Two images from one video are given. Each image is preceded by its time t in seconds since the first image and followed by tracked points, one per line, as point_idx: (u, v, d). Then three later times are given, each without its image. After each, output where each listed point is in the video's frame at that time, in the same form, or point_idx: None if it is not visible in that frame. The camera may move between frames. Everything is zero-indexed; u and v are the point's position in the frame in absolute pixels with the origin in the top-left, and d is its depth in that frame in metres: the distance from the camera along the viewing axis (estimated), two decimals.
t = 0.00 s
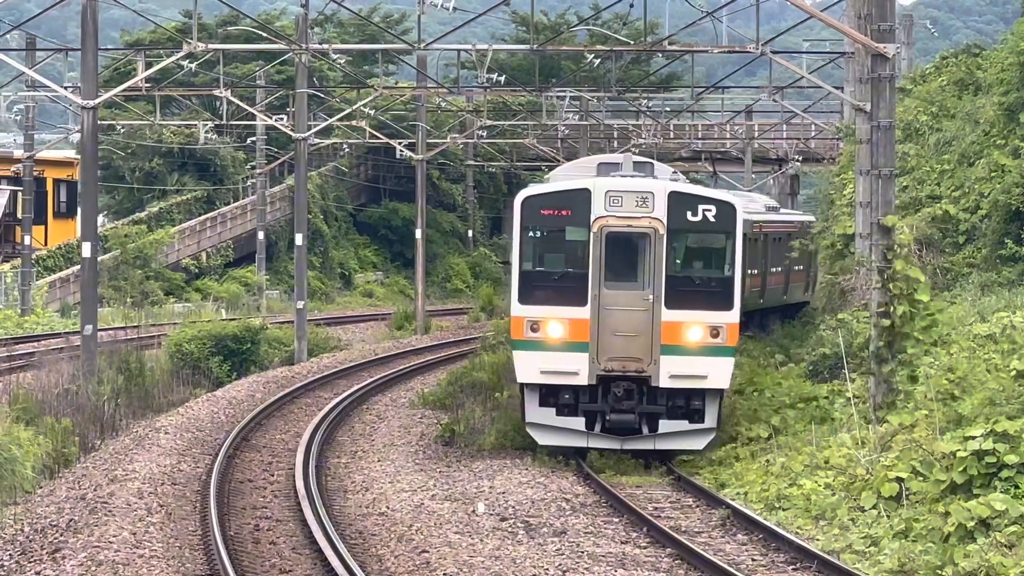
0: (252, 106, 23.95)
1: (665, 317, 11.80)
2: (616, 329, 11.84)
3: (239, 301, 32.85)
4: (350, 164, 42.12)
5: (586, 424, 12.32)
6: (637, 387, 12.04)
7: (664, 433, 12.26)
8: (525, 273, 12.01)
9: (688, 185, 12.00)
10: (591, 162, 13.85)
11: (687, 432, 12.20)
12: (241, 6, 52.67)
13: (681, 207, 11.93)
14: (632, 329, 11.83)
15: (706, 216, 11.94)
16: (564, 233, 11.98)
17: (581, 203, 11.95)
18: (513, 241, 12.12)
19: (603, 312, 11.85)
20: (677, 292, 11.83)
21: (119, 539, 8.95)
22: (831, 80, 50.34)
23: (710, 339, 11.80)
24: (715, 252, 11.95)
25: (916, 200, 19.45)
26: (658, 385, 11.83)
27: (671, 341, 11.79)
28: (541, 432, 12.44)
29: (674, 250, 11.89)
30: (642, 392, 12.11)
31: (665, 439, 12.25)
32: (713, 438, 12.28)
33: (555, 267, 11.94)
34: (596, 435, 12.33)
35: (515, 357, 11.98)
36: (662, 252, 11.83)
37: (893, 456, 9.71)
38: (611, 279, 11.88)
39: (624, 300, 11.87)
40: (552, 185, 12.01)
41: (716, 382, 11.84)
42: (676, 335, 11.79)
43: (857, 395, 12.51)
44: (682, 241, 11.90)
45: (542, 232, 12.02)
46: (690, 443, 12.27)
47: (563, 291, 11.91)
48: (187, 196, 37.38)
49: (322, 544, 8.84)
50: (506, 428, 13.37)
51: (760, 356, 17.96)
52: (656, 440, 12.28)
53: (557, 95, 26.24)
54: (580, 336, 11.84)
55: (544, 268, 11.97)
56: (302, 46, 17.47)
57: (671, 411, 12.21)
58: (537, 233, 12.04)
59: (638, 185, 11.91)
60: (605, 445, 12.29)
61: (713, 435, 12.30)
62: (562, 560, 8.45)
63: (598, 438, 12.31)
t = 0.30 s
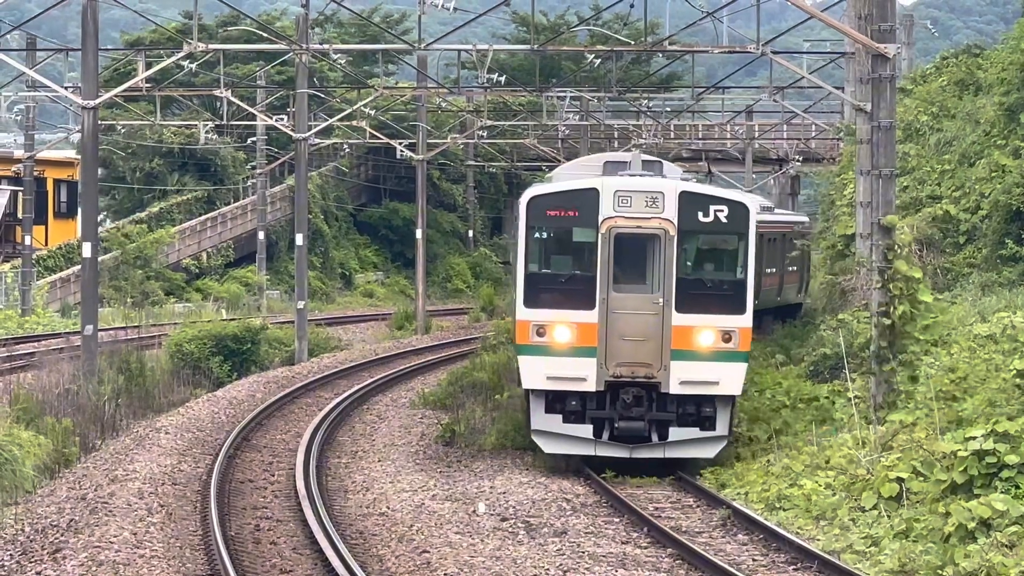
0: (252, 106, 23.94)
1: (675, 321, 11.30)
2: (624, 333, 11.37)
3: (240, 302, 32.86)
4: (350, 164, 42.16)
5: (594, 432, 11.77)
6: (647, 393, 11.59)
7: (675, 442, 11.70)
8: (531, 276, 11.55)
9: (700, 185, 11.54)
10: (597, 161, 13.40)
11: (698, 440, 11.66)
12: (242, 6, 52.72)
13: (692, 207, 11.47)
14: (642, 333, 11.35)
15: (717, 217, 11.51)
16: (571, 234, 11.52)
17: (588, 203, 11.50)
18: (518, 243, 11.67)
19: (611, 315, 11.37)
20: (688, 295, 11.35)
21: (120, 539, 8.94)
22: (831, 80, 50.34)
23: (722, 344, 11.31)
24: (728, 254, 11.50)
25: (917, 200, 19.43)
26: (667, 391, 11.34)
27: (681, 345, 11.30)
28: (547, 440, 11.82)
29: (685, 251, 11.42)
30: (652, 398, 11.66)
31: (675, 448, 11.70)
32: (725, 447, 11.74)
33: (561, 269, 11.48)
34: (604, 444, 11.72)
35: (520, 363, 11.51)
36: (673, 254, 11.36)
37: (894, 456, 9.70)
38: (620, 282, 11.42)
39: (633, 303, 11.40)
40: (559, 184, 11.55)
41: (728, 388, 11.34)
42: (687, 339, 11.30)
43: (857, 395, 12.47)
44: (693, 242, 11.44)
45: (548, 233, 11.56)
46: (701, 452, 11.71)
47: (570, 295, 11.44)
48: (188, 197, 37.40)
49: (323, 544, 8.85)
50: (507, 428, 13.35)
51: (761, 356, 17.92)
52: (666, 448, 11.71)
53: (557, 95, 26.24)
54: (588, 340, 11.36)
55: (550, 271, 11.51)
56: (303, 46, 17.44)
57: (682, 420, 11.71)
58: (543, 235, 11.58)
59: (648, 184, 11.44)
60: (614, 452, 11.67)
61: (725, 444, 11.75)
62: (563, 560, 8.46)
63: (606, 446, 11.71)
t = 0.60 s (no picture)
0: (253, 106, 23.90)
1: (688, 325, 10.89)
2: (635, 337, 10.93)
3: (240, 302, 32.84)
4: (351, 165, 42.18)
5: (603, 439, 11.34)
6: (658, 399, 11.15)
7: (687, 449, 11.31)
8: (538, 278, 11.09)
9: (713, 184, 11.09)
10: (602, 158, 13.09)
11: (711, 448, 11.28)
12: (243, 6, 52.74)
13: (706, 207, 11.03)
14: (653, 337, 10.92)
15: (731, 217, 11.07)
16: (580, 234, 11.06)
17: (597, 202, 11.04)
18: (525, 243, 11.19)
19: (622, 319, 10.93)
20: (701, 299, 10.93)
21: (121, 539, 8.94)
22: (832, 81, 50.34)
23: (736, 349, 10.95)
24: (742, 256, 11.07)
25: (918, 200, 19.41)
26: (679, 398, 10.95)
27: (694, 350, 10.89)
28: (555, 448, 11.42)
29: (698, 253, 11.00)
30: (663, 404, 11.23)
31: (686, 457, 11.31)
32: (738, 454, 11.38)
33: (570, 271, 11.03)
34: (614, 452, 11.33)
35: (527, 367, 11.05)
36: (686, 256, 10.93)
37: (895, 456, 9.69)
38: (630, 284, 10.98)
39: (644, 306, 10.96)
40: (567, 183, 11.08)
41: (742, 395, 10.97)
42: (700, 344, 10.90)
43: (858, 395, 12.43)
44: (707, 243, 11.01)
45: (556, 233, 11.09)
46: (714, 460, 11.34)
47: (579, 297, 11.00)
48: (189, 197, 37.41)
49: (324, 544, 8.84)
50: (508, 428, 13.33)
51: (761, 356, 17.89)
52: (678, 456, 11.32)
53: (558, 95, 26.21)
54: (597, 345, 10.94)
55: (558, 272, 11.05)
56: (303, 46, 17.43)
57: (694, 426, 11.33)
58: (550, 235, 11.11)
59: (660, 183, 10.99)
60: (624, 461, 11.28)
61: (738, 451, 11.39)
62: (564, 560, 8.46)
63: (616, 454, 11.31)
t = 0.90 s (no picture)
0: (254, 105, 23.87)
1: (703, 326, 10.55)
2: (648, 339, 10.56)
3: (241, 301, 32.77)
4: (352, 164, 42.19)
5: (614, 445, 11.04)
6: (672, 404, 10.81)
7: (700, 456, 11.04)
8: (547, 278, 10.72)
9: (728, 181, 10.73)
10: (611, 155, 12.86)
11: (725, 455, 11.01)
12: (244, 5, 52.77)
13: (721, 204, 10.67)
14: (667, 339, 10.55)
15: (748, 215, 10.70)
16: (591, 233, 10.71)
17: (609, 199, 10.68)
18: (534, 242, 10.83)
19: (634, 320, 10.57)
20: (715, 299, 10.58)
21: (122, 539, 8.93)
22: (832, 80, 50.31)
23: (752, 352, 10.63)
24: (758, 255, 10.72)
25: (919, 198, 19.39)
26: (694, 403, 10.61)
27: (709, 353, 10.56)
28: (564, 453, 11.15)
29: (713, 252, 10.66)
30: (677, 409, 10.90)
31: (700, 463, 11.05)
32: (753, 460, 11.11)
33: (581, 271, 10.67)
34: (625, 457, 11.04)
35: (536, 371, 10.69)
36: (700, 255, 10.58)
37: (896, 454, 9.69)
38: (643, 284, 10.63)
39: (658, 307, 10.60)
40: (578, 179, 10.72)
41: (758, 400, 10.67)
42: (715, 346, 10.57)
43: (860, 393, 12.41)
44: (722, 242, 10.66)
45: (566, 232, 10.73)
46: (727, 467, 11.08)
47: (589, 298, 10.64)
48: (189, 196, 37.39)
49: (325, 544, 8.83)
50: (509, 427, 13.32)
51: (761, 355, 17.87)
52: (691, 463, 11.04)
53: (558, 94, 26.20)
54: (609, 347, 10.58)
55: (569, 272, 10.69)
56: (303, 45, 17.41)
57: (708, 432, 11.04)
58: (561, 233, 10.75)
59: (673, 180, 10.63)
60: (636, 467, 10.99)
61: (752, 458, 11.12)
62: (564, 559, 8.47)
63: (627, 460, 11.04)
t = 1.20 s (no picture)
0: (254, 104, 23.85)
1: (718, 327, 10.18)
2: (661, 340, 10.20)
3: (242, 300, 32.71)
4: (352, 162, 42.21)
5: (626, 450, 10.65)
6: (686, 407, 10.44)
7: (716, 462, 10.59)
8: (556, 277, 10.33)
9: (744, 176, 10.36)
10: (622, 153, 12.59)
11: (742, 460, 10.57)
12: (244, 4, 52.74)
13: (736, 200, 10.29)
14: (681, 340, 10.19)
15: (765, 211, 10.32)
16: (602, 230, 10.34)
17: (620, 195, 10.32)
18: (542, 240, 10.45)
19: (647, 320, 10.21)
20: (731, 299, 10.22)
21: (123, 537, 8.94)
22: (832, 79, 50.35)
23: (769, 353, 10.23)
24: (775, 253, 10.34)
25: (920, 196, 19.40)
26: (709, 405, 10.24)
27: (724, 355, 10.18)
28: (575, 459, 10.72)
29: (728, 249, 10.28)
30: (692, 412, 10.53)
31: (716, 469, 10.59)
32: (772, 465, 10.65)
33: (591, 270, 10.30)
34: (638, 463, 10.62)
35: (545, 374, 10.31)
36: (715, 252, 10.21)
37: (897, 453, 9.69)
38: (655, 283, 10.27)
39: (671, 307, 10.23)
40: (588, 175, 10.35)
41: (775, 403, 10.27)
42: (731, 347, 10.19)
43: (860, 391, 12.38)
44: (738, 240, 10.29)
45: (577, 229, 10.36)
46: (744, 473, 10.61)
47: (600, 298, 10.26)
48: (190, 194, 37.38)
49: (327, 543, 8.85)
50: (510, 425, 13.32)
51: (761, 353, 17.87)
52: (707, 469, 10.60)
53: (559, 93, 26.19)
54: (621, 348, 10.22)
55: (579, 271, 10.32)
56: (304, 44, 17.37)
57: (724, 436, 10.62)
58: (571, 231, 10.37)
59: (686, 175, 10.27)
60: (649, 473, 10.56)
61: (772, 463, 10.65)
62: (566, 558, 8.47)
63: (640, 465, 10.61)
